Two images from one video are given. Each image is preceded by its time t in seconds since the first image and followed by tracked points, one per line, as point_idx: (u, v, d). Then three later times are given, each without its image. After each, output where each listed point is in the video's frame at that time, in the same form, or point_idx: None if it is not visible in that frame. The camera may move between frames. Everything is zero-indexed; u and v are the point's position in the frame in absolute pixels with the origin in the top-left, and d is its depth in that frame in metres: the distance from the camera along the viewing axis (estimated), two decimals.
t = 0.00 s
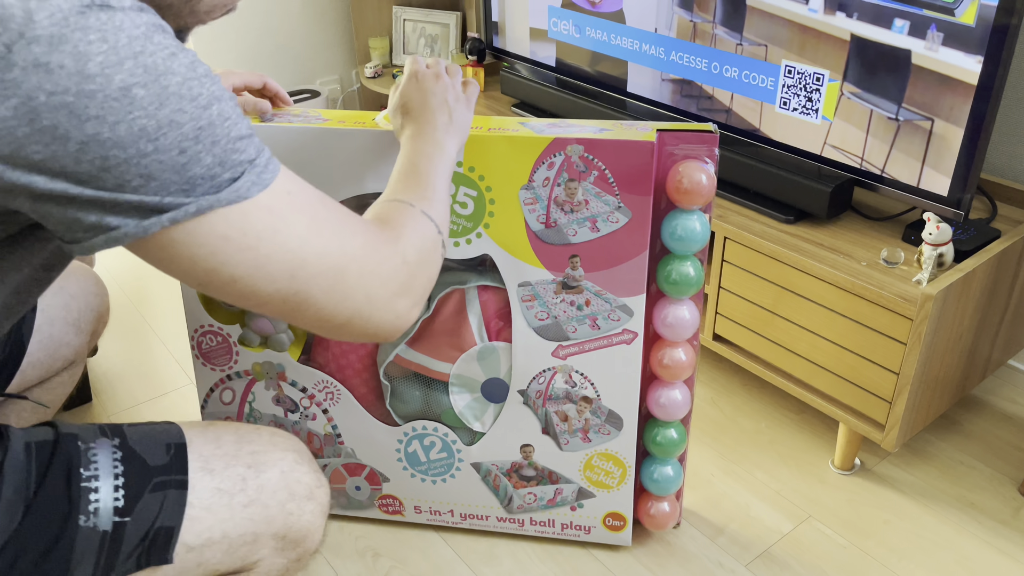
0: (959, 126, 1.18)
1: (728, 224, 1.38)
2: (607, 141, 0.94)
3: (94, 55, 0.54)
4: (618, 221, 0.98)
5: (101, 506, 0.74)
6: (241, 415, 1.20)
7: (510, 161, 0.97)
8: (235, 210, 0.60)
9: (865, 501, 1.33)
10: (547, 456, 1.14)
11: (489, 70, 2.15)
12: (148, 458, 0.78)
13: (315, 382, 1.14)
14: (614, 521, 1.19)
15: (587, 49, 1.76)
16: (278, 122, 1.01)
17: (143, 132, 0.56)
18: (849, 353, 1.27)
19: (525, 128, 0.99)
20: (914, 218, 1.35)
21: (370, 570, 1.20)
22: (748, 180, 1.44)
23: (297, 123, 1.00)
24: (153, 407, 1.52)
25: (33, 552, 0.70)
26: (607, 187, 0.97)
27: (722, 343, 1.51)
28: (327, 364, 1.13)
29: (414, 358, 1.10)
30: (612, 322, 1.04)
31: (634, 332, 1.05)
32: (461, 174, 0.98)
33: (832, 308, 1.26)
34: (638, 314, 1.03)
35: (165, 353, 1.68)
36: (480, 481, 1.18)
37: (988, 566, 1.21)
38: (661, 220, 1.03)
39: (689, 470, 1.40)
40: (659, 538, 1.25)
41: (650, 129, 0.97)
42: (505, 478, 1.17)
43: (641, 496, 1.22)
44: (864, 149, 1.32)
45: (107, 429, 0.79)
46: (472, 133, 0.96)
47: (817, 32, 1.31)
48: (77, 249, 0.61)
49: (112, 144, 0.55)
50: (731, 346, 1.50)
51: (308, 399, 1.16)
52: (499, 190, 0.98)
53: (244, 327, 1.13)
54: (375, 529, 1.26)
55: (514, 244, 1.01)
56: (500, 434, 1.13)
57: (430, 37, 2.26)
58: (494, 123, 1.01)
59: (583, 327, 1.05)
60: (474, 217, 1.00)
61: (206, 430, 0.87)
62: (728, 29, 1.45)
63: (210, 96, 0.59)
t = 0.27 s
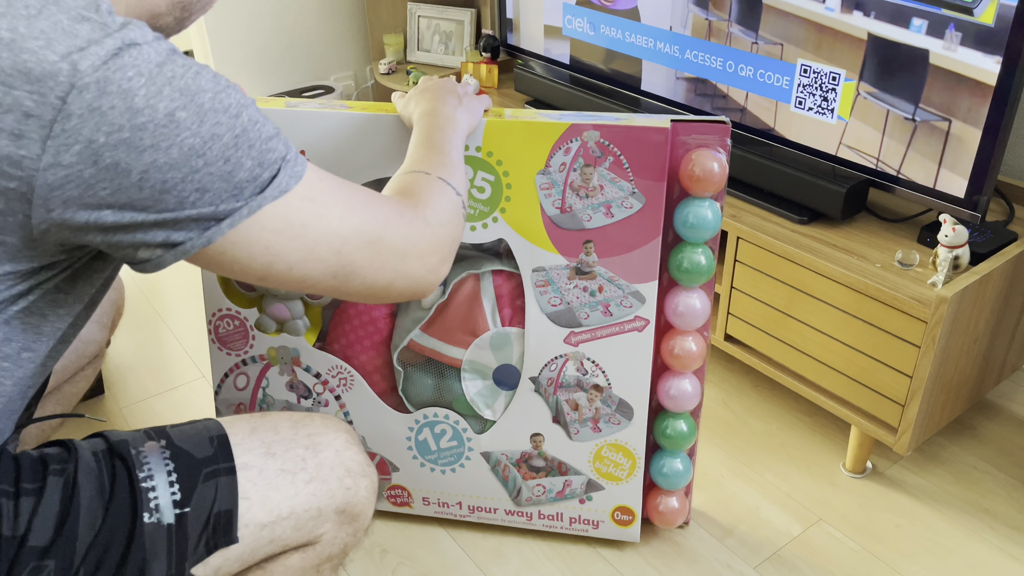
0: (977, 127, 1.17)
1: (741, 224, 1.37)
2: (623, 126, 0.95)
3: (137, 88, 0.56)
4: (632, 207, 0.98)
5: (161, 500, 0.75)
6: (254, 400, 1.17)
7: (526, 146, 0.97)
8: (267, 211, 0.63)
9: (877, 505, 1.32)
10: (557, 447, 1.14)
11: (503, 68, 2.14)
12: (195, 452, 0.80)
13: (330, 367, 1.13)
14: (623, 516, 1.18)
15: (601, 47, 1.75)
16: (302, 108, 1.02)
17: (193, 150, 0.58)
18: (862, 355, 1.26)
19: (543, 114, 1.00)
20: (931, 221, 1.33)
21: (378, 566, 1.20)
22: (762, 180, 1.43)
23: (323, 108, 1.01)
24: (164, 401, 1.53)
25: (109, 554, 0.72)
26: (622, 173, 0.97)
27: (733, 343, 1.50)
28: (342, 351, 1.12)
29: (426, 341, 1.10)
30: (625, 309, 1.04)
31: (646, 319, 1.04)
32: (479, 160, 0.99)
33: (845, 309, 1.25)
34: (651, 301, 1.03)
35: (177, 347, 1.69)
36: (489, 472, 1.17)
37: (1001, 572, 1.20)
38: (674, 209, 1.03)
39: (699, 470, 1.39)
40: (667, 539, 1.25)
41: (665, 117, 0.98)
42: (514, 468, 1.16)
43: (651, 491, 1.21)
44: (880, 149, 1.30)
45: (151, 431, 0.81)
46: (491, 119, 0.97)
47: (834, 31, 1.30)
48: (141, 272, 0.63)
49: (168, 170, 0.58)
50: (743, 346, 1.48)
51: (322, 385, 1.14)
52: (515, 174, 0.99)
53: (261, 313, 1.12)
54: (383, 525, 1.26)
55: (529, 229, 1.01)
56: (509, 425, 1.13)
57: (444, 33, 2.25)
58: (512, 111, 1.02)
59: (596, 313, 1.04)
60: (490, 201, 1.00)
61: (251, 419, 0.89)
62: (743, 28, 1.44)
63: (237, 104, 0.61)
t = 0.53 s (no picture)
0: (993, 141, 1.17)
1: (755, 233, 1.38)
2: (638, 129, 0.97)
3: (163, 67, 0.58)
4: (646, 210, 1.00)
5: (190, 501, 0.78)
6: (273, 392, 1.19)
7: (544, 148, 0.99)
8: (286, 182, 0.64)
9: (885, 516, 1.32)
10: (567, 446, 1.15)
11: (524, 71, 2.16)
12: (223, 454, 0.83)
13: (348, 361, 1.15)
14: (631, 517, 1.19)
15: (621, 53, 1.76)
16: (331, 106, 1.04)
17: (216, 127, 0.60)
18: (873, 366, 1.26)
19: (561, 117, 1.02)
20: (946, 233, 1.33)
21: (388, 563, 1.22)
22: (778, 189, 1.44)
23: (350, 107, 1.04)
24: (184, 395, 1.57)
25: (141, 551, 0.75)
26: (637, 175, 0.99)
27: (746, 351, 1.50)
28: (360, 346, 1.15)
29: (443, 337, 1.11)
30: (637, 310, 1.05)
31: (658, 320, 1.06)
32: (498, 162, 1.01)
33: (857, 320, 1.26)
34: (662, 302, 1.04)
35: (198, 342, 1.72)
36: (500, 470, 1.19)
37: None
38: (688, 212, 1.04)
39: (708, 477, 1.40)
40: (674, 544, 1.26)
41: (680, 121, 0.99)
42: (525, 466, 1.17)
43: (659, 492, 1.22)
44: (895, 161, 1.30)
45: (182, 433, 0.84)
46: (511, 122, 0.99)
47: (852, 42, 1.30)
48: (167, 246, 0.64)
49: (198, 139, 0.59)
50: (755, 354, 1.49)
51: (339, 380, 1.16)
52: (532, 175, 1.01)
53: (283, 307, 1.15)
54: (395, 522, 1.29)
55: (545, 229, 1.03)
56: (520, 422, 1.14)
57: (466, 36, 2.27)
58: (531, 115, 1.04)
59: (608, 312, 1.06)
60: (508, 202, 1.03)
61: (279, 423, 0.90)
62: (762, 36, 1.44)
63: (254, 86, 0.63)
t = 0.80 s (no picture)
0: (997, 167, 1.18)
1: (762, 250, 1.40)
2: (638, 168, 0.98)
3: (178, 78, 0.61)
4: (647, 245, 1.02)
5: (216, 506, 0.83)
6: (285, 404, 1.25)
7: (545, 183, 1.01)
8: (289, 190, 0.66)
9: (884, 533, 1.34)
10: (568, 466, 1.19)
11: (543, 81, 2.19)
12: (244, 464, 0.88)
13: (354, 380, 1.19)
14: (630, 534, 1.23)
15: (637, 67, 1.79)
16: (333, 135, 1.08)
17: (223, 137, 0.63)
18: (874, 385, 1.28)
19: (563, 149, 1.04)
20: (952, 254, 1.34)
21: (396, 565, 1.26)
22: (787, 208, 1.46)
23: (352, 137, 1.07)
24: (205, 393, 1.62)
25: (168, 550, 0.79)
26: (638, 212, 1.01)
27: (751, 365, 1.53)
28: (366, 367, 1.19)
29: (448, 360, 1.15)
30: (637, 341, 1.08)
31: (658, 352, 1.08)
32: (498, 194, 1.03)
33: (860, 340, 1.28)
34: (662, 334, 1.07)
35: (219, 342, 1.78)
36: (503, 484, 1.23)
37: None
38: (689, 245, 1.06)
39: (710, 489, 1.43)
40: (673, 553, 1.29)
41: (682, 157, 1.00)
42: (527, 484, 1.22)
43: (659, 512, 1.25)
44: (902, 183, 1.32)
45: (205, 444, 0.89)
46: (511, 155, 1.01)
47: (861, 65, 1.32)
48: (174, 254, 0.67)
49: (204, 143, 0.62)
50: (760, 369, 1.51)
51: (347, 395, 1.21)
52: (533, 209, 1.03)
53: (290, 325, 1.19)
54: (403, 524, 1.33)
55: (546, 261, 1.05)
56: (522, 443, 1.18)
57: (488, 45, 2.31)
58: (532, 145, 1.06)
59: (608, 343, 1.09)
60: (508, 233, 1.05)
61: (299, 437, 0.97)
62: (774, 56, 1.46)
63: (264, 106, 0.66)
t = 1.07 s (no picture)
0: (992, 197, 1.22)
1: (764, 270, 1.45)
2: (620, 264, 0.98)
3: None
4: (633, 331, 1.04)
5: (177, 444, 0.79)
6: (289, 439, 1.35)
7: (526, 274, 1.02)
8: (223, 101, 0.58)
9: (876, 548, 1.37)
10: (565, 505, 1.26)
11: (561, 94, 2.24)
12: (219, 411, 0.85)
13: (352, 426, 1.28)
14: (628, 557, 1.30)
15: (651, 85, 1.83)
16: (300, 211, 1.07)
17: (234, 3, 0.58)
18: (868, 405, 1.32)
19: (547, 234, 1.04)
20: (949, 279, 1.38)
21: (403, 563, 1.36)
22: (790, 229, 1.50)
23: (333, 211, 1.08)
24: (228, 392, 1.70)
25: (118, 476, 0.76)
26: (622, 302, 1.02)
27: (753, 381, 1.57)
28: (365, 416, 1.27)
29: (446, 418, 1.22)
30: (627, 412, 1.12)
31: (649, 421, 1.13)
32: (478, 279, 1.04)
33: (855, 361, 1.32)
34: (653, 407, 1.11)
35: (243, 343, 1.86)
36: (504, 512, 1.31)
37: None
38: (682, 322, 1.09)
39: (708, 498, 1.47)
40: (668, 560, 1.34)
41: (670, 245, 1.01)
42: (528, 516, 1.30)
43: (656, 537, 1.31)
44: (901, 209, 1.36)
45: (185, 382, 0.86)
46: (489, 243, 1.01)
47: (864, 93, 1.36)
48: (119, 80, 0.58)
49: (174, 27, 0.56)
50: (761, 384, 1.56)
51: (347, 437, 1.30)
52: (516, 298, 1.04)
53: (284, 373, 1.26)
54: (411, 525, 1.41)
55: (530, 341, 1.08)
56: (520, 485, 1.26)
57: (509, 58, 2.36)
58: (513, 224, 1.06)
59: (600, 416, 1.14)
60: (493, 315, 1.07)
61: (265, 405, 0.93)
62: (781, 80, 1.50)
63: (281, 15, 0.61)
